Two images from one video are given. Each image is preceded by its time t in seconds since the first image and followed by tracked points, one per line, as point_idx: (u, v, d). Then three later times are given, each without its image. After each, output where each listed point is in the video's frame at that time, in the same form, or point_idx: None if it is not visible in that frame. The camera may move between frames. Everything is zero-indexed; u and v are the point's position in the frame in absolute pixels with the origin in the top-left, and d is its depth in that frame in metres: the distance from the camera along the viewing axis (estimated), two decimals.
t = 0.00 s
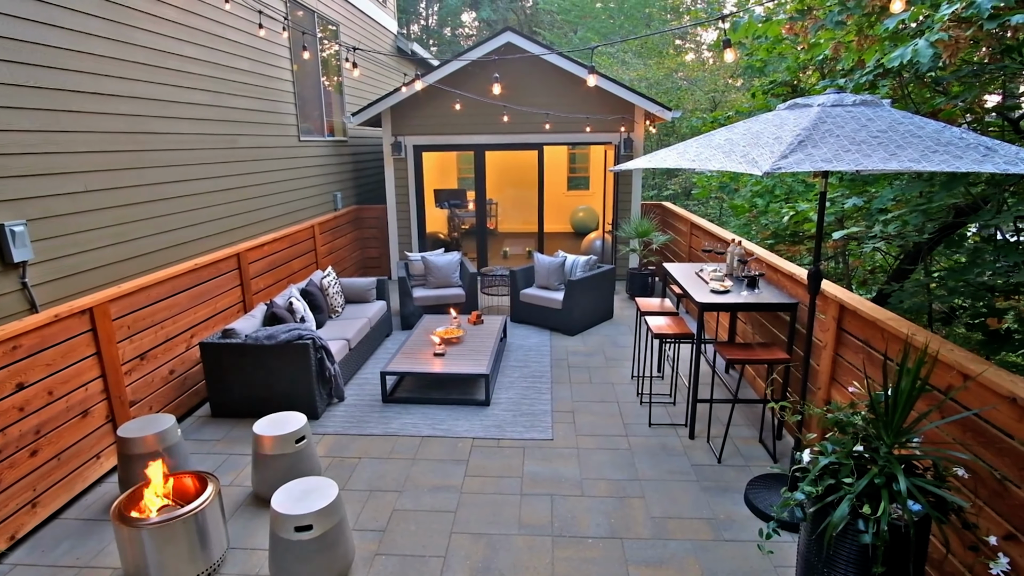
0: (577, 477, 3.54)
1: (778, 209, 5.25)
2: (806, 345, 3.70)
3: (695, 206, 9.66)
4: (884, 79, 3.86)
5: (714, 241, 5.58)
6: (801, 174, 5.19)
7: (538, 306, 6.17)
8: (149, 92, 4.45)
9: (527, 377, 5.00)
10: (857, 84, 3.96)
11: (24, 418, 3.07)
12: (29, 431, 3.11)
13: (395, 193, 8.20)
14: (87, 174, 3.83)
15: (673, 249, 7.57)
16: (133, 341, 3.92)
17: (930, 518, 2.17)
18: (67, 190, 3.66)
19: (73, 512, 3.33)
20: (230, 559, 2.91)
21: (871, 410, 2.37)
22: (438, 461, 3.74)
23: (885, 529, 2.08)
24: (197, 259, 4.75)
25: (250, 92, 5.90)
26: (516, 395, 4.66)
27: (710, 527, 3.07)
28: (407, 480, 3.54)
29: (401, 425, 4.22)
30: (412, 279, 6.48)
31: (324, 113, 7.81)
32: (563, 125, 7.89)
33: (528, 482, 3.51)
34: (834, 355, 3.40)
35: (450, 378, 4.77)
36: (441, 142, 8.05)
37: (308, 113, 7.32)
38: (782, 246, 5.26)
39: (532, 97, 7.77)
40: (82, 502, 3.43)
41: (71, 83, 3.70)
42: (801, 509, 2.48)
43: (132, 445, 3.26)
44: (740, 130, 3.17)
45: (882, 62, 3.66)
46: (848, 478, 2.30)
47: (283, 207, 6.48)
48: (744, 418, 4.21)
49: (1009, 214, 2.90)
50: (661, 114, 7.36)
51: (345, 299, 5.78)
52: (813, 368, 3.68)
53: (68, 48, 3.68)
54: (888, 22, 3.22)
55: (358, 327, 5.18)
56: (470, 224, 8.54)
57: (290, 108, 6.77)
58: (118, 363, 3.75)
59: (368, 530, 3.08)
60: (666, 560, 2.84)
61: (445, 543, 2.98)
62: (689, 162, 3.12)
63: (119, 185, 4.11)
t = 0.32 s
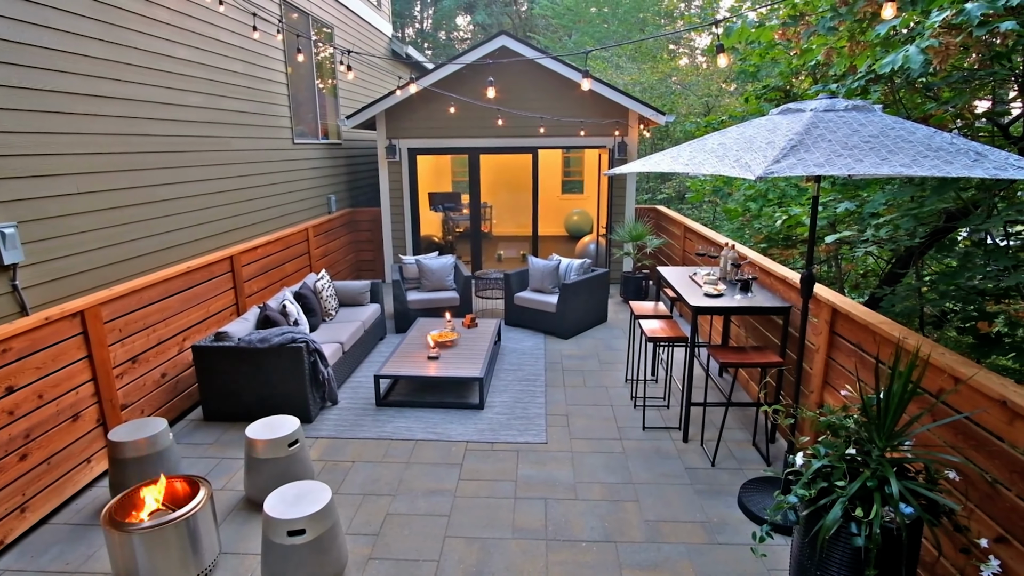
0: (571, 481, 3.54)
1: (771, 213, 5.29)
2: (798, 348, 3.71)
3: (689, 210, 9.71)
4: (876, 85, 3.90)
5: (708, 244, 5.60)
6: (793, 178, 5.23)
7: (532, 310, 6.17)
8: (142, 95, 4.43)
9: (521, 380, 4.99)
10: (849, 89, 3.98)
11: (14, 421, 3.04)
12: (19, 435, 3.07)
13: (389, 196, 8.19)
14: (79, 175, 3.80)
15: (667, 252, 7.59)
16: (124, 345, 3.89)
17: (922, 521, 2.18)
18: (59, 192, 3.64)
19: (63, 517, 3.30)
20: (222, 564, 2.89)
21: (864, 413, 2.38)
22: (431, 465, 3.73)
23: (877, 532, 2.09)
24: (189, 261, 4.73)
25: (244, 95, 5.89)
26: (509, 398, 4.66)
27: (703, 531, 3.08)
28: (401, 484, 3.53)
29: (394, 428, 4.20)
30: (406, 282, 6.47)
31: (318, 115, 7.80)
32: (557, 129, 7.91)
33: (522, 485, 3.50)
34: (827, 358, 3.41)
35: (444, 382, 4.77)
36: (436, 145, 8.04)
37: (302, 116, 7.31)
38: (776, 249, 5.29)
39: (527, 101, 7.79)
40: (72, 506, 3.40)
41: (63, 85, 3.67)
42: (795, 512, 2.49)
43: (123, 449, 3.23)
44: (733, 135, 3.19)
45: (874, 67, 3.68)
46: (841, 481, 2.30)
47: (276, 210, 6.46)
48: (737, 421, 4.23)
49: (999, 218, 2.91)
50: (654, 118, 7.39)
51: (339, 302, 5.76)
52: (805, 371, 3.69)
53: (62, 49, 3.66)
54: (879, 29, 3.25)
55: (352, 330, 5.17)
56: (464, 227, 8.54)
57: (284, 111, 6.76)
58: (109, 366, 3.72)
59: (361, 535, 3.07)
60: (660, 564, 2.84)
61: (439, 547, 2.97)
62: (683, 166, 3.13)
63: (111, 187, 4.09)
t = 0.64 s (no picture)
0: (565, 483, 3.54)
1: (765, 216, 5.32)
2: (792, 351, 3.72)
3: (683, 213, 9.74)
4: (868, 89, 3.93)
5: (702, 247, 5.62)
6: (787, 182, 5.32)
7: (527, 312, 6.17)
8: (136, 96, 4.41)
9: (515, 383, 4.99)
10: (842, 93, 4.01)
11: (3, 424, 3.02)
12: (9, 438, 3.05)
13: (384, 198, 8.18)
14: (71, 176, 3.78)
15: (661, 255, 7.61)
16: (116, 347, 3.87)
17: (914, 523, 2.20)
18: (51, 193, 3.62)
19: (53, 521, 3.27)
20: (214, 568, 2.87)
21: (857, 416, 2.39)
22: (425, 468, 3.72)
23: (870, 534, 2.10)
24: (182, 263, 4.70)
25: (238, 96, 5.88)
26: (504, 401, 4.65)
27: (697, 533, 3.08)
28: (395, 487, 3.52)
29: (389, 431, 4.19)
30: (400, 285, 6.46)
31: (313, 117, 7.79)
32: (551, 132, 7.92)
33: (516, 488, 3.50)
34: (820, 361, 3.43)
35: (438, 385, 4.75)
36: (431, 147, 8.04)
37: (296, 117, 7.30)
38: (769, 252, 5.31)
39: (522, 104, 7.81)
40: (62, 510, 3.37)
41: (56, 85, 3.66)
42: (788, 515, 2.50)
43: (114, 452, 3.21)
44: (726, 139, 3.20)
45: (866, 71, 3.70)
46: (834, 483, 2.32)
47: (270, 212, 6.43)
48: (731, 423, 4.24)
49: (990, 222, 2.94)
50: (648, 122, 7.42)
51: (332, 305, 5.75)
52: (798, 374, 3.71)
53: (56, 50, 3.65)
54: (872, 34, 3.27)
55: (346, 333, 5.15)
56: (459, 230, 8.54)
57: (279, 113, 6.74)
58: (101, 369, 3.70)
59: (355, 538, 3.06)
60: (654, 566, 2.85)
61: (432, 550, 2.96)
62: (677, 170, 3.14)
63: (103, 188, 4.07)
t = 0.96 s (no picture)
0: (560, 485, 3.54)
1: (759, 219, 5.34)
2: (786, 354, 3.74)
3: (678, 216, 9.77)
4: (862, 93, 3.96)
5: (697, 250, 5.64)
6: (781, 186, 5.33)
7: (522, 314, 6.17)
8: (131, 96, 4.40)
9: (510, 385, 4.99)
10: (836, 97, 4.03)
11: None
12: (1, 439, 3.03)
13: (379, 199, 8.17)
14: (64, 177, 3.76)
15: (656, 258, 7.64)
16: (110, 348, 3.85)
17: (907, 525, 2.21)
18: (44, 194, 3.60)
19: (45, 524, 3.25)
20: (208, 570, 2.86)
21: (850, 418, 2.40)
22: (420, 470, 3.72)
23: (864, 536, 2.10)
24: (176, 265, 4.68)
25: (234, 97, 5.87)
26: (499, 403, 4.65)
27: (691, 535, 3.08)
28: (389, 489, 3.51)
29: (383, 433, 4.18)
30: (395, 287, 6.45)
31: (308, 118, 7.78)
32: (547, 134, 7.93)
33: (511, 490, 3.50)
34: (814, 363, 3.44)
35: (433, 386, 4.75)
36: (427, 149, 8.03)
37: (292, 119, 7.29)
38: (764, 255, 5.33)
39: (518, 106, 7.82)
40: (54, 513, 3.35)
41: (50, 85, 3.64)
42: (782, 517, 2.50)
43: (107, 455, 3.19)
44: (722, 142, 3.22)
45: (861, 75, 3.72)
46: (828, 485, 2.32)
47: (264, 213, 6.42)
48: (726, 426, 4.26)
49: (983, 225, 2.97)
50: (644, 124, 7.44)
51: (327, 306, 5.73)
52: (793, 376, 3.73)
53: (50, 50, 3.64)
54: (865, 39, 3.30)
55: (341, 335, 5.14)
56: (455, 232, 8.53)
57: (274, 114, 6.73)
58: (94, 371, 3.68)
59: (349, 540, 3.05)
60: (649, 568, 2.85)
61: (427, 553, 2.95)
62: (672, 173, 3.15)
63: (97, 189, 4.05)
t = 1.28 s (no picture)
0: (556, 488, 3.54)
1: (754, 222, 5.36)
2: (781, 356, 3.75)
3: (673, 218, 9.80)
4: (857, 97, 3.98)
5: (692, 252, 5.67)
6: (776, 189, 5.32)
7: (518, 316, 6.17)
8: (126, 97, 4.39)
9: (506, 387, 4.98)
10: (830, 100, 4.07)
11: None
12: None
13: (374, 201, 8.16)
14: (57, 178, 3.74)
15: (652, 260, 7.67)
16: (103, 350, 3.83)
17: (901, 526, 2.21)
18: (38, 195, 3.58)
19: (37, 527, 3.22)
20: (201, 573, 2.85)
21: (845, 420, 2.40)
22: (415, 472, 3.71)
23: (858, 538, 2.11)
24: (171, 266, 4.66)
25: (229, 98, 5.85)
26: (494, 405, 4.65)
27: (687, 537, 3.09)
28: (384, 491, 3.50)
29: (378, 435, 4.17)
30: (390, 288, 6.44)
31: (304, 120, 7.77)
32: (543, 136, 7.94)
33: (507, 493, 3.49)
34: (808, 365, 3.45)
35: (429, 388, 4.75)
36: (423, 151, 8.03)
37: (287, 120, 7.28)
38: (759, 258, 5.34)
39: (514, 108, 7.83)
40: (46, 516, 3.33)
41: (43, 85, 3.62)
42: (776, 519, 2.51)
43: (100, 457, 3.17)
44: (717, 144, 3.23)
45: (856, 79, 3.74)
46: (822, 487, 2.33)
47: (259, 214, 6.40)
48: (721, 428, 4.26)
49: (976, 228, 2.97)
50: (640, 127, 7.45)
51: (323, 308, 5.72)
52: (787, 378, 3.74)
53: (43, 50, 3.62)
54: (860, 43, 3.31)
55: (336, 336, 5.13)
56: (450, 234, 8.53)
57: (270, 116, 6.72)
58: (87, 372, 3.66)
59: (344, 543, 3.03)
60: (643, 570, 2.85)
61: (422, 555, 2.94)
62: (668, 175, 3.15)
63: (91, 190, 4.03)
